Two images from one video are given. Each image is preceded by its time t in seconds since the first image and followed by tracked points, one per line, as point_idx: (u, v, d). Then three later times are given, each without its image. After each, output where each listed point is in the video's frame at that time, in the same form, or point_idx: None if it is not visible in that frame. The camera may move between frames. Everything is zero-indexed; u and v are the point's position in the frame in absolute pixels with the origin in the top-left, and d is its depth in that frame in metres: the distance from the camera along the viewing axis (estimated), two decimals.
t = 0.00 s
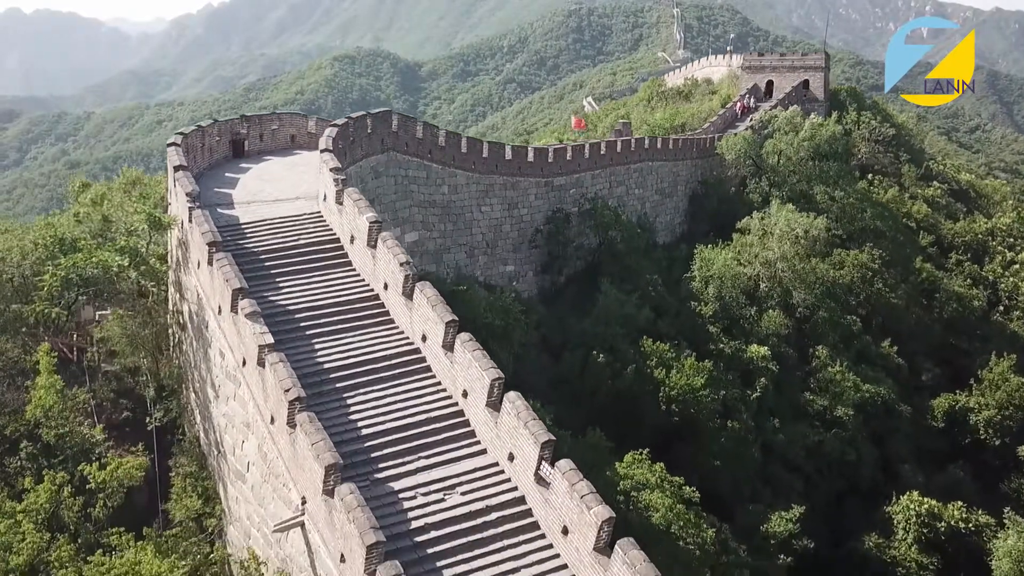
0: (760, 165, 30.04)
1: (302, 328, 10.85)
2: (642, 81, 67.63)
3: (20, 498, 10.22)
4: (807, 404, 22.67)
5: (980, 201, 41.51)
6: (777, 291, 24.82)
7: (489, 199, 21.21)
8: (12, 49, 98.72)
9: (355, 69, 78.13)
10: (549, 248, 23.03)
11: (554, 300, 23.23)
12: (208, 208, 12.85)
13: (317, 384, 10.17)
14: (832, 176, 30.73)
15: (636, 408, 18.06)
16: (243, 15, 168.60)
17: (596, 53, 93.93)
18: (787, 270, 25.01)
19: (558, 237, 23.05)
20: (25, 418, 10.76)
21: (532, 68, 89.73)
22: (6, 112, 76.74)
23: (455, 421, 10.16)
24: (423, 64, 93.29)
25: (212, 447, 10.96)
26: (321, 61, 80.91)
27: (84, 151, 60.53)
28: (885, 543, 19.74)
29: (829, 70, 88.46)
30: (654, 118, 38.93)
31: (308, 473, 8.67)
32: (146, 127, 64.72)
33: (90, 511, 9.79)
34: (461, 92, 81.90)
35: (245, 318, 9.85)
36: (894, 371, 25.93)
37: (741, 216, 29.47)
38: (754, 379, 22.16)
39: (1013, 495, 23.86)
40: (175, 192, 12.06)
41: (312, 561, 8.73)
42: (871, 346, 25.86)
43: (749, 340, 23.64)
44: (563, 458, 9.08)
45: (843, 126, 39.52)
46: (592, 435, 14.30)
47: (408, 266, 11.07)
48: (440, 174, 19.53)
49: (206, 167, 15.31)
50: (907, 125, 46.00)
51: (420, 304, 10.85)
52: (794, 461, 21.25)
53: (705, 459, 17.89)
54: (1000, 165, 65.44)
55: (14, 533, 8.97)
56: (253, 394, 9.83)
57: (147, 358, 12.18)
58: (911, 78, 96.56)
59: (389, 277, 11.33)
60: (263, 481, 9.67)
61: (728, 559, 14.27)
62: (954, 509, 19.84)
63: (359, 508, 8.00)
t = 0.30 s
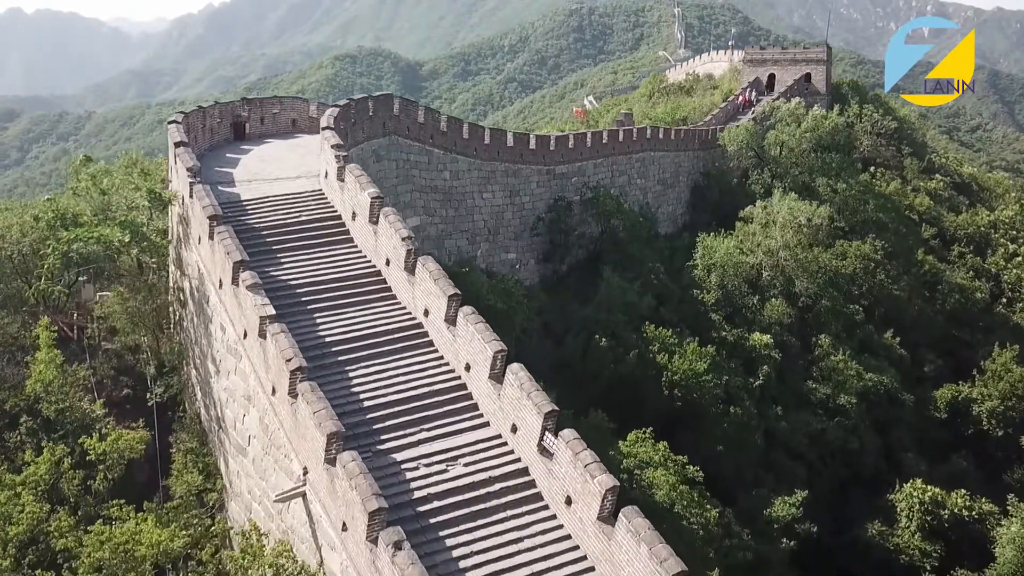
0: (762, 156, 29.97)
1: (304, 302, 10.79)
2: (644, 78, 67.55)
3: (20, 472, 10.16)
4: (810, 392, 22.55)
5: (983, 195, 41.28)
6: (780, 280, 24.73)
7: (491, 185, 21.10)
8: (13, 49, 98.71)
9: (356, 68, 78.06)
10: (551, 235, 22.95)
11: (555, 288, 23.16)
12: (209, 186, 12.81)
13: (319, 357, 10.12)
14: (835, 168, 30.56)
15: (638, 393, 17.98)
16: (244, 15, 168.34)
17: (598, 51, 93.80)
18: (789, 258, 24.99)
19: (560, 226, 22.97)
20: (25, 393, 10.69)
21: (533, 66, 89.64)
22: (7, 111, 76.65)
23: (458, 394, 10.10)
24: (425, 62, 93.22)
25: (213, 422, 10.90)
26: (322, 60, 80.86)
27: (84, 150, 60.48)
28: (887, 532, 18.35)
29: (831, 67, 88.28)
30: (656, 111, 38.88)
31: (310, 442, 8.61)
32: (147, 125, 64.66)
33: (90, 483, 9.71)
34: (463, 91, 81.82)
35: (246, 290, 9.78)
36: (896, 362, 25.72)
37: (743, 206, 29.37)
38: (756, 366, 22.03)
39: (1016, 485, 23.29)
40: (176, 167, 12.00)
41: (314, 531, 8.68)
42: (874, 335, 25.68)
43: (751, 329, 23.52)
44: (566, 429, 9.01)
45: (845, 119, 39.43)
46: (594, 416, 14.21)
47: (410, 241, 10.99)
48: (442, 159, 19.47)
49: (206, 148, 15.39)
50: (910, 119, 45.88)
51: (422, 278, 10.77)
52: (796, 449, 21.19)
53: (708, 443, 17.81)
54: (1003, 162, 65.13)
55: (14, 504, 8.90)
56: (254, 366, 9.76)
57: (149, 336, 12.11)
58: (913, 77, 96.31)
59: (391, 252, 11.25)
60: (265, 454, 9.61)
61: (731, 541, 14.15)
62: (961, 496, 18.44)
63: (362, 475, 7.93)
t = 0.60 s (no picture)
0: (765, 147, 29.88)
1: (305, 277, 10.73)
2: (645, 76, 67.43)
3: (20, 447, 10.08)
4: (812, 381, 22.33)
5: (985, 188, 41.16)
6: (782, 270, 24.62)
7: (493, 172, 20.99)
8: (13, 49, 98.68)
9: (357, 66, 77.98)
10: (552, 224, 22.84)
11: (556, 277, 23.04)
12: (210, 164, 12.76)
13: (320, 331, 10.05)
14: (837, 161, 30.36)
15: (641, 378, 17.90)
16: (245, 14, 168.05)
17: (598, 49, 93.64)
18: (789, 247, 24.93)
19: (562, 214, 22.87)
20: (25, 368, 10.61)
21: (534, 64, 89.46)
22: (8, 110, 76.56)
23: (459, 368, 10.04)
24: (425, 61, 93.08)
25: (214, 398, 10.84)
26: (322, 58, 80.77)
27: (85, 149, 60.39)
28: (888, 520, 17.71)
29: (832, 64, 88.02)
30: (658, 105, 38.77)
31: (311, 412, 8.54)
32: (147, 123, 64.56)
33: (90, 456, 9.63)
34: (463, 88, 81.67)
35: (246, 262, 9.71)
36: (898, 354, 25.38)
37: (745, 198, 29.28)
38: (758, 355, 21.86)
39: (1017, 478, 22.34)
40: (177, 144, 11.95)
41: (314, 502, 8.61)
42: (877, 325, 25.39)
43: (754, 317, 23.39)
44: (568, 400, 8.97)
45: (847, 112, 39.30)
46: (596, 400, 14.12)
47: (411, 216, 10.91)
48: (444, 145, 19.42)
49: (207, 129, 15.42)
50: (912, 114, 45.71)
51: (424, 253, 10.68)
52: (798, 438, 21.07)
53: (712, 428, 17.73)
54: (1006, 160, 64.75)
55: (14, 476, 8.83)
56: (255, 339, 9.70)
57: (149, 315, 12.03)
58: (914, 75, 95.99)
59: (392, 227, 11.16)
60: (265, 427, 9.54)
61: (733, 523, 13.96)
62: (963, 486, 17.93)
63: (363, 443, 7.87)
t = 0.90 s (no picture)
0: (767, 139, 29.80)
1: (307, 253, 10.67)
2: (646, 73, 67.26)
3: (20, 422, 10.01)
4: (815, 370, 21.99)
5: (988, 183, 40.93)
6: (784, 260, 24.43)
7: (494, 160, 20.89)
8: (14, 48, 98.57)
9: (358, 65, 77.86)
10: (554, 213, 22.75)
11: (558, 266, 22.93)
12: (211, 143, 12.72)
13: (322, 306, 10.00)
14: (840, 154, 30.16)
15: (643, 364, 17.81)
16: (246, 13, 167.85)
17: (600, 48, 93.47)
18: (791, 237, 24.76)
19: (564, 203, 22.78)
20: (25, 344, 10.56)
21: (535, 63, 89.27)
22: (9, 109, 76.48)
23: (462, 343, 9.97)
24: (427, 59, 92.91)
25: (215, 375, 10.79)
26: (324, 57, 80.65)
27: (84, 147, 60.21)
28: (892, 508, 17.20)
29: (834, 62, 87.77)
30: (661, 98, 38.69)
31: (312, 382, 8.48)
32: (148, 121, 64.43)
33: (90, 429, 9.57)
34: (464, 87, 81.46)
35: (248, 235, 9.65)
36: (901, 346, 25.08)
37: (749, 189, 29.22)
38: (761, 343, 21.66)
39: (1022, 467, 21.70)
40: (178, 122, 11.91)
41: (316, 473, 8.55)
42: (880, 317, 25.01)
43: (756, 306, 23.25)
44: (572, 371, 8.92)
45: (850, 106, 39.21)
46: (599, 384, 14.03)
47: (413, 192, 10.84)
48: (446, 131, 19.38)
49: (207, 111, 15.38)
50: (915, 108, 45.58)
51: (426, 229, 10.62)
52: (801, 428, 20.74)
53: (715, 413, 17.68)
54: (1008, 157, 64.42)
55: (14, 447, 8.77)
56: (256, 312, 9.64)
57: (151, 293, 11.99)
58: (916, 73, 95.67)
59: (394, 204, 11.09)
60: (267, 400, 9.47)
61: (736, 507, 13.82)
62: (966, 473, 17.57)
63: (365, 411, 7.81)
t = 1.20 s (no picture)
0: (769, 130, 29.68)
1: (308, 229, 10.61)
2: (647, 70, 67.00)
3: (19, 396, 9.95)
4: (817, 359, 21.61)
5: (989, 177, 40.80)
6: (786, 249, 24.09)
7: (496, 147, 20.75)
8: (13, 47, 98.39)
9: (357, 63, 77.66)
10: (556, 201, 22.61)
11: (559, 256, 22.85)
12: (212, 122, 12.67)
13: (323, 280, 9.95)
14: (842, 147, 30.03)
15: (645, 350, 17.72)
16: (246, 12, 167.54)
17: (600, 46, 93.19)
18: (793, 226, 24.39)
19: (566, 191, 22.66)
20: (25, 320, 10.51)
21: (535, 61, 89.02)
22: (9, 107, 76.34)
23: (464, 317, 9.91)
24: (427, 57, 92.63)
25: (215, 351, 10.73)
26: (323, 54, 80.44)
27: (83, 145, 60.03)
28: (894, 496, 16.85)
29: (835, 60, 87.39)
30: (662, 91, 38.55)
31: (314, 352, 8.43)
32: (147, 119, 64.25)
33: (90, 402, 9.52)
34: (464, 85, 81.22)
35: (249, 207, 9.59)
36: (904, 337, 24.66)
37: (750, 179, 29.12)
38: (763, 332, 21.38)
39: None
40: (179, 99, 11.88)
41: (317, 443, 8.48)
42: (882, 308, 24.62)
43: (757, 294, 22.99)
44: (575, 342, 8.87)
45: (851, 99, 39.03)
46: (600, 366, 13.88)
47: (415, 168, 10.77)
48: (447, 117, 19.31)
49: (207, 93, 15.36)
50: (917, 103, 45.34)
51: (428, 204, 10.54)
52: (803, 417, 20.33)
53: (717, 398, 17.62)
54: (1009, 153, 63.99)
55: (13, 419, 8.71)
56: (256, 285, 9.58)
57: (150, 272, 12.07)
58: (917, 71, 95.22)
59: (396, 179, 11.02)
60: (267, 373, 9.41)
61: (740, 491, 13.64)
62: (967, 462, 17.21)
63: (367, 378, 7.75)
